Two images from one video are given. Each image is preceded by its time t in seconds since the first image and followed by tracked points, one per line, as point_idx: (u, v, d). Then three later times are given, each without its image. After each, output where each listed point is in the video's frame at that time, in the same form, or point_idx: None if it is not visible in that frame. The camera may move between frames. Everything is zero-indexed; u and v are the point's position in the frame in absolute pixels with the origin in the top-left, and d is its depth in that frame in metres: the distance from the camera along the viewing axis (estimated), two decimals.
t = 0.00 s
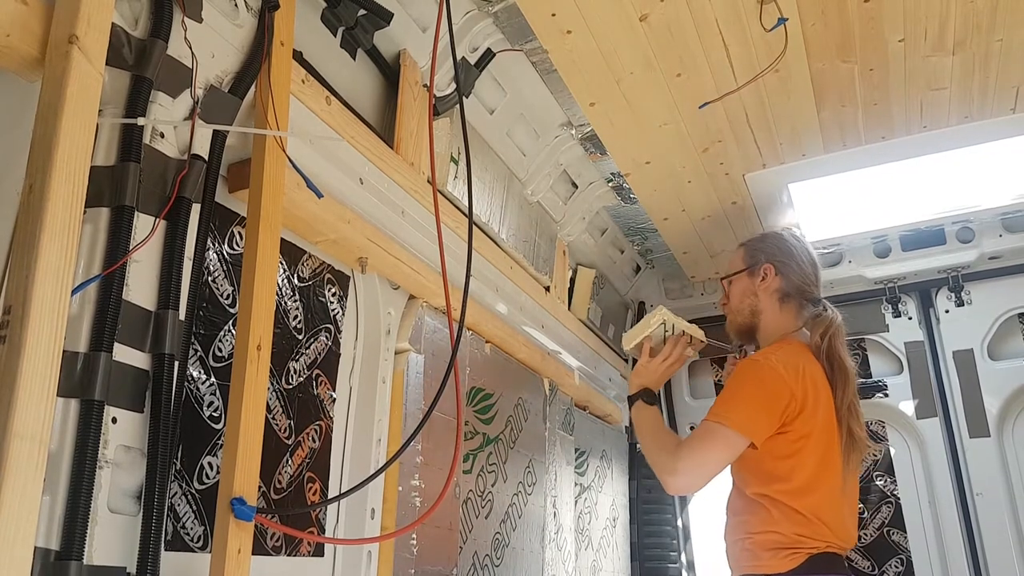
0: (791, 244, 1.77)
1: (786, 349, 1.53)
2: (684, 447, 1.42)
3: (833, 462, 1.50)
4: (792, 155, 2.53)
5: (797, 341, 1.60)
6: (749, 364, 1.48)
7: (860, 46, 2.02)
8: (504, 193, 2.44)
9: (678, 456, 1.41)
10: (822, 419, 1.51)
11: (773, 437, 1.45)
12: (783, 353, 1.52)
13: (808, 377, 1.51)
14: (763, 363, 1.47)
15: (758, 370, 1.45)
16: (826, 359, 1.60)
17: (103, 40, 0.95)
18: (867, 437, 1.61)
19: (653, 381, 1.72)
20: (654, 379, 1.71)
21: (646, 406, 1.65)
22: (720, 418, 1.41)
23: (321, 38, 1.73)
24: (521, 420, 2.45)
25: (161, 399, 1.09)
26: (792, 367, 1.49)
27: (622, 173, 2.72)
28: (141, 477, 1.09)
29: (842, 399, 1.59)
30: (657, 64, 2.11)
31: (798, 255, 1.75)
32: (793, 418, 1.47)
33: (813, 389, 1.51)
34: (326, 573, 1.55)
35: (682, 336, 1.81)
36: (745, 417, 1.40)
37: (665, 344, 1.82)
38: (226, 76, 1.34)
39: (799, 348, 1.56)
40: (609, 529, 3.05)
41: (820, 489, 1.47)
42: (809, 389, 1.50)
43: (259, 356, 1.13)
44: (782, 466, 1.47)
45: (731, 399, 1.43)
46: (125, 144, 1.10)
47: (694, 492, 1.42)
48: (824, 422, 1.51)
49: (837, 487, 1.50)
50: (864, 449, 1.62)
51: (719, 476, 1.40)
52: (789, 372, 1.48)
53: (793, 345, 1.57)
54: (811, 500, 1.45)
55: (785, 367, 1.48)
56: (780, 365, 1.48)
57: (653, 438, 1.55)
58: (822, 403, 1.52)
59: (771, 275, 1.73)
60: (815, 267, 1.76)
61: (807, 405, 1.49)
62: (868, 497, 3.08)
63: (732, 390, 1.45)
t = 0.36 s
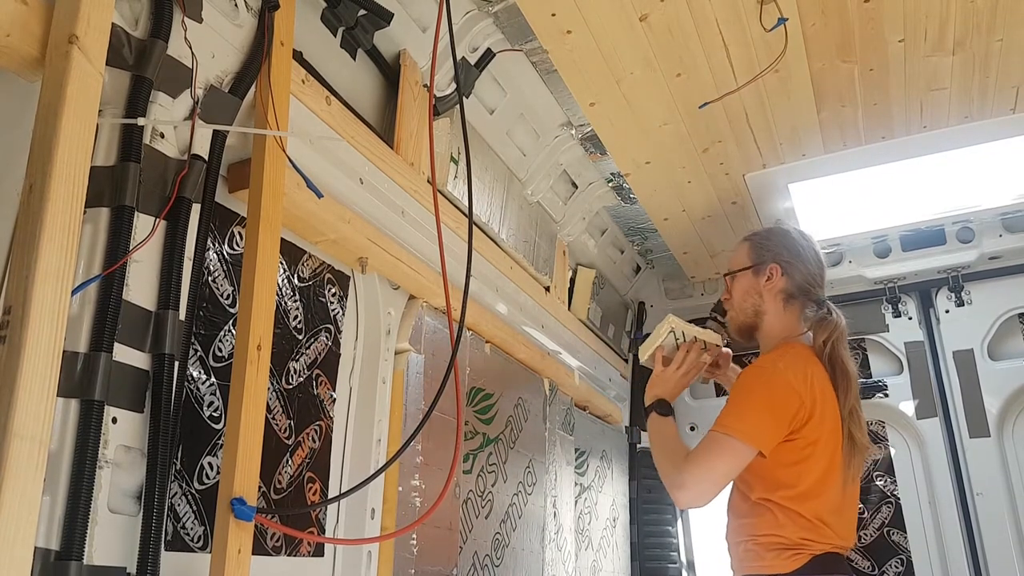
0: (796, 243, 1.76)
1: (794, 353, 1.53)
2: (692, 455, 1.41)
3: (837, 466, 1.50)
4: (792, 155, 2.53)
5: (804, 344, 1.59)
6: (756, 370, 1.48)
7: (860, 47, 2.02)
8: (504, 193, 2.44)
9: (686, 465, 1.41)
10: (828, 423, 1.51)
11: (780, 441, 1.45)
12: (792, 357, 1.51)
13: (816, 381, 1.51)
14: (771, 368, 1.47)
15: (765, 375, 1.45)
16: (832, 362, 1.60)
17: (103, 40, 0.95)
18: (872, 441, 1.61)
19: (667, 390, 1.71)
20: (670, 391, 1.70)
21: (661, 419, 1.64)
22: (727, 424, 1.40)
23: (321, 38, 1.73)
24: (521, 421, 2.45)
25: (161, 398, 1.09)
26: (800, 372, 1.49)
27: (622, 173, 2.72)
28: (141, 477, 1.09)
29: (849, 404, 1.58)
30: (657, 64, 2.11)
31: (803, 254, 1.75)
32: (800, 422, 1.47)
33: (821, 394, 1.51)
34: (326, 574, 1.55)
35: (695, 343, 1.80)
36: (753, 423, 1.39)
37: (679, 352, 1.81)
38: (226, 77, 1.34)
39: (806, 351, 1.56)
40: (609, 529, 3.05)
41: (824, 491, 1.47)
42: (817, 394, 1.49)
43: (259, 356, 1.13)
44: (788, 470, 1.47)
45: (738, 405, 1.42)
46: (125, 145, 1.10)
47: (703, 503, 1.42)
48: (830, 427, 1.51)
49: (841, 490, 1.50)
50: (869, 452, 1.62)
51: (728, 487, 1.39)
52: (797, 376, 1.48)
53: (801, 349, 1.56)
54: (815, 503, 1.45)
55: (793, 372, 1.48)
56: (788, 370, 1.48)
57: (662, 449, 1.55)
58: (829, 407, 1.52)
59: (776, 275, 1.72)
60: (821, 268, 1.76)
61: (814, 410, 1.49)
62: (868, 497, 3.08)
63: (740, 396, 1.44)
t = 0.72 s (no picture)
0: (794, 243, 1.77)
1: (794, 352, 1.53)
2: (693, 456, 1.41)
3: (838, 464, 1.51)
4: (792, 155, 2.53)
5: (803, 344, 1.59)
6: (756, 371, 1.48)
7: (860, 47, 2.02)
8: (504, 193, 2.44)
9: (687, 467, 1.41)
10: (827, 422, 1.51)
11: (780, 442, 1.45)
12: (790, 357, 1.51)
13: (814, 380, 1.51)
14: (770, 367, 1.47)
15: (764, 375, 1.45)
16: (831, 360, 1.60)
17: (103, 40, 0.95)
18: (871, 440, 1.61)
19: (663, 387, 1.71)
20: (665, 386, 1.70)
21: (657, 415, 1.64)
22: (727, 425, 1.40)
23: (320, 38, 1.73)
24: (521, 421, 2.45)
25: (161, 398, 1.09)
26: (799, 371, 1.49)
27: (622, 173, 2.72)
28: (141, 477, 1.09)
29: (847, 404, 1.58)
30: (657, 64, 2.11)
31: (801, 254, 1.75)
32: (799, 422, 1.47)
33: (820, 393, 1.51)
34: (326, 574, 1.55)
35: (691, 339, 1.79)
36: (753, 423, 1.39)
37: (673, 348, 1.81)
38: (226, 77, 1.34)
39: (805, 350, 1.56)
40: (609, 529, 3.05)
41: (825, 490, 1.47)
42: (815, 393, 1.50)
43: (259, 356, 1.13)
44: (788, 470, 1.47)
45: (737, 406, 1.43)
46: (125, 145, 1.10)
47: (704, 504, 1.41)
48: (829, 426, 1.51)
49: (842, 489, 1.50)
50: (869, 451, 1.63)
51: (729, 488, 1.39)
52: (797, 376, 1.48)
53: (799, 348, 1.56)
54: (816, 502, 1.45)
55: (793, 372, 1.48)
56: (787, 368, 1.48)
57: (660, 450, 1.55)
58: (828, 407, 1.52)
59: (774, 275, 1.72)
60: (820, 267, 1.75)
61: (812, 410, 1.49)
62: (868, 497, 3.08)
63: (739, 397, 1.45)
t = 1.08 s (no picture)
0: (784, 244, 1.73)
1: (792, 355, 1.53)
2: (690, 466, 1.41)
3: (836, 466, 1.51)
4: (792, 155, 2.53)
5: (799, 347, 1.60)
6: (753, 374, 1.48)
7: (860, 47, 2.02)
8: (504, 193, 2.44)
9: (685, 475, 1.41)
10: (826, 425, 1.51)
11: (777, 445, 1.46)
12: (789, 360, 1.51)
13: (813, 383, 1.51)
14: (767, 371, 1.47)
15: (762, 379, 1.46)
16: (825, 363, 1.61)
17: (103, 40, 0.95)
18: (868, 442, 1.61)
19: (660, 402, 1.71)
20: (661, 403, 1.70)
21: (654, 431, 1.64)
22: (725, 430, 1.41)
23: (321, 38, 1.73)
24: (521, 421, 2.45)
25: (161, 399, 1.09)
26: (795, 374, 1.49)
27: (622, 173, 2.72)
28: (141, 477, 1.09)
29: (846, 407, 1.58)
30: (657, 64, 2.11)
31: (791, 255, 1.72)
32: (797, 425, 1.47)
33: (818, 396, 1.51)
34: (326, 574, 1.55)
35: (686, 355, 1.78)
36: (750, 426, 1.40)
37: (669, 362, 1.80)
38: (226, 77, 1.34)
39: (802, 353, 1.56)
40: (609, 529, 3.05)
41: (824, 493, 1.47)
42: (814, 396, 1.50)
43: (259, 356, 1.13)
44: (785, 473, 1.47)
45: (734, 411, 1.43)
46: (125, 145, 1.10)
47: (704, 515, 1.41)
48: (827, 428, 1.51)
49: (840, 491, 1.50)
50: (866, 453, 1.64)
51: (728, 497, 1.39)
52: (795, 379, 1.48)
53: (797, 351, 1.56)
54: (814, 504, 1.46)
55: (791, 375, 1.48)
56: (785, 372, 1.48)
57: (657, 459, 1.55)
58: (826, 409, 1.52)
59: (766, 281, 1.70)
60: (811, 265, 1.73)
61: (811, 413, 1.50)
62: (868, 497, 3.08)
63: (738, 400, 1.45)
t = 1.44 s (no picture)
0: (805, 243, 1.73)
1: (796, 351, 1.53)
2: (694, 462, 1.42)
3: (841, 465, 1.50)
4: (792, 155, 2.53)
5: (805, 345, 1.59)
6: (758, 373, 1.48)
7: (860, 47, 2.02)
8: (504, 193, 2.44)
9: (689, 471, 1.42)
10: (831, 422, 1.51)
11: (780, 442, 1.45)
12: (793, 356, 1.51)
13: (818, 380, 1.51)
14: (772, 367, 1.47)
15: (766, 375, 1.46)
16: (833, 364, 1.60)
17: (104, 41, 0.95)
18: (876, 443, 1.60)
19: (665, 394, 1.70)
20: (666, 394, 1.70)
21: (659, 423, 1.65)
22: (728, 429, 1.41)
23: (320, 38, 1.73)
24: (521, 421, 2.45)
25: (161, 399, 1.09)
26: (801, 373, 1.49)
27: (622, 173, 2.72)
28: (141, 478, 1.09)
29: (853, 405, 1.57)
30: (657, 64, 2.11)
31: (811, 258, 1.71)
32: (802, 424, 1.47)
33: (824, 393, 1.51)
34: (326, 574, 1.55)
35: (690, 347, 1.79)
36: (755, 426, 1.39)
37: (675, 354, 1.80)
38: (226, 77, 1.34)
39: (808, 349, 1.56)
40: (609, 529, 3.05)
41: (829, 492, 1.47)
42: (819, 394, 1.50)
43: (259, 356, 1.13)
44: (790, 473, 1.47)
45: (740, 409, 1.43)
46: (125, 145, 1.10)
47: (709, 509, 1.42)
48: (833, 427, 1.51)
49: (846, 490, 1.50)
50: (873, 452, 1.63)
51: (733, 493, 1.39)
52: (800, 376, 1.48)
53: (803, 349, 1.56)
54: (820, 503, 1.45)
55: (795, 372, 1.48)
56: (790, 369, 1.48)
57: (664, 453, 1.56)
58: (832, 409, 1.52)
59: (781, 279, 1.70)
60: (828, 271, 1.73)
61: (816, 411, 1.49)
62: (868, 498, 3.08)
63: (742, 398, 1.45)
